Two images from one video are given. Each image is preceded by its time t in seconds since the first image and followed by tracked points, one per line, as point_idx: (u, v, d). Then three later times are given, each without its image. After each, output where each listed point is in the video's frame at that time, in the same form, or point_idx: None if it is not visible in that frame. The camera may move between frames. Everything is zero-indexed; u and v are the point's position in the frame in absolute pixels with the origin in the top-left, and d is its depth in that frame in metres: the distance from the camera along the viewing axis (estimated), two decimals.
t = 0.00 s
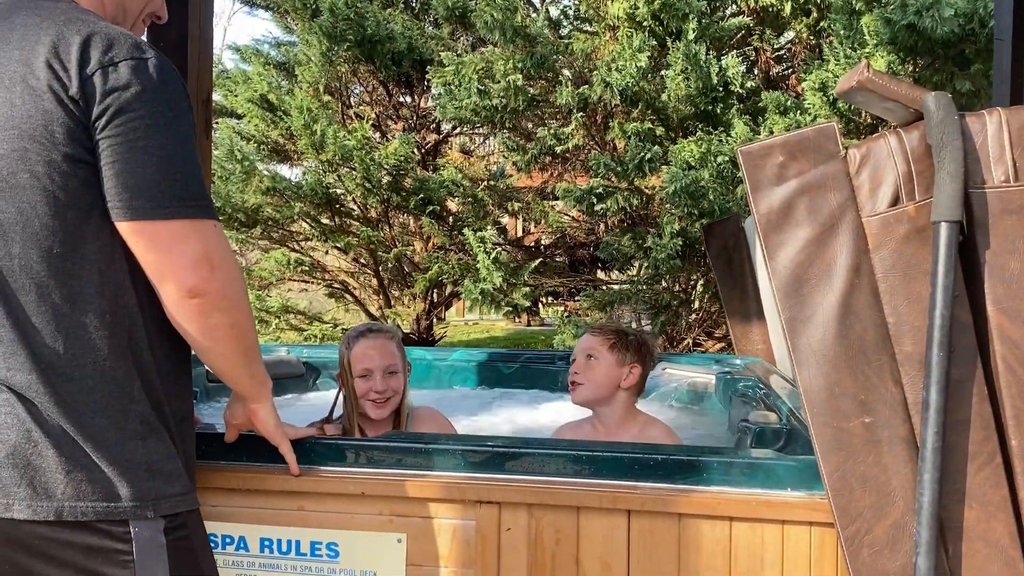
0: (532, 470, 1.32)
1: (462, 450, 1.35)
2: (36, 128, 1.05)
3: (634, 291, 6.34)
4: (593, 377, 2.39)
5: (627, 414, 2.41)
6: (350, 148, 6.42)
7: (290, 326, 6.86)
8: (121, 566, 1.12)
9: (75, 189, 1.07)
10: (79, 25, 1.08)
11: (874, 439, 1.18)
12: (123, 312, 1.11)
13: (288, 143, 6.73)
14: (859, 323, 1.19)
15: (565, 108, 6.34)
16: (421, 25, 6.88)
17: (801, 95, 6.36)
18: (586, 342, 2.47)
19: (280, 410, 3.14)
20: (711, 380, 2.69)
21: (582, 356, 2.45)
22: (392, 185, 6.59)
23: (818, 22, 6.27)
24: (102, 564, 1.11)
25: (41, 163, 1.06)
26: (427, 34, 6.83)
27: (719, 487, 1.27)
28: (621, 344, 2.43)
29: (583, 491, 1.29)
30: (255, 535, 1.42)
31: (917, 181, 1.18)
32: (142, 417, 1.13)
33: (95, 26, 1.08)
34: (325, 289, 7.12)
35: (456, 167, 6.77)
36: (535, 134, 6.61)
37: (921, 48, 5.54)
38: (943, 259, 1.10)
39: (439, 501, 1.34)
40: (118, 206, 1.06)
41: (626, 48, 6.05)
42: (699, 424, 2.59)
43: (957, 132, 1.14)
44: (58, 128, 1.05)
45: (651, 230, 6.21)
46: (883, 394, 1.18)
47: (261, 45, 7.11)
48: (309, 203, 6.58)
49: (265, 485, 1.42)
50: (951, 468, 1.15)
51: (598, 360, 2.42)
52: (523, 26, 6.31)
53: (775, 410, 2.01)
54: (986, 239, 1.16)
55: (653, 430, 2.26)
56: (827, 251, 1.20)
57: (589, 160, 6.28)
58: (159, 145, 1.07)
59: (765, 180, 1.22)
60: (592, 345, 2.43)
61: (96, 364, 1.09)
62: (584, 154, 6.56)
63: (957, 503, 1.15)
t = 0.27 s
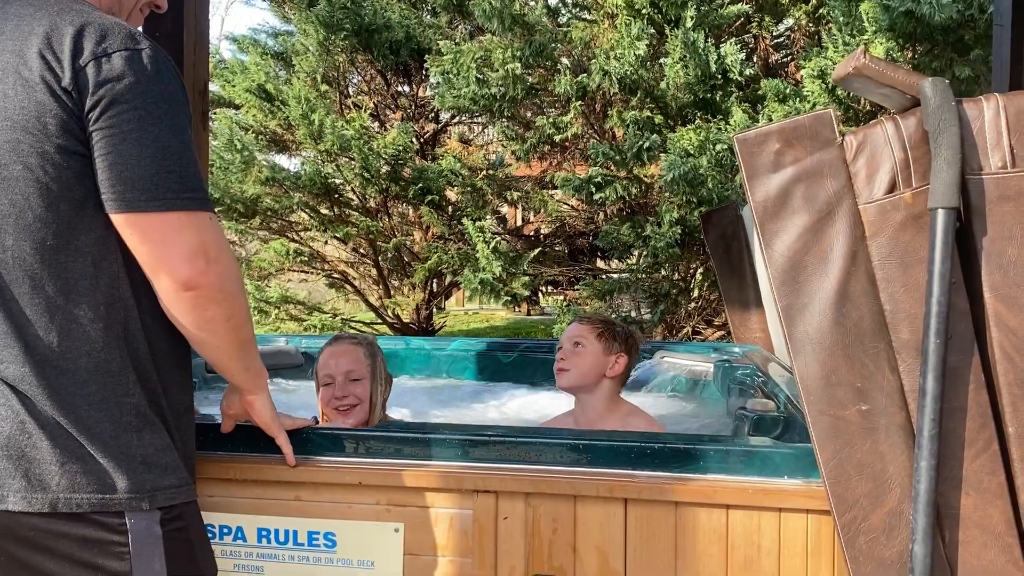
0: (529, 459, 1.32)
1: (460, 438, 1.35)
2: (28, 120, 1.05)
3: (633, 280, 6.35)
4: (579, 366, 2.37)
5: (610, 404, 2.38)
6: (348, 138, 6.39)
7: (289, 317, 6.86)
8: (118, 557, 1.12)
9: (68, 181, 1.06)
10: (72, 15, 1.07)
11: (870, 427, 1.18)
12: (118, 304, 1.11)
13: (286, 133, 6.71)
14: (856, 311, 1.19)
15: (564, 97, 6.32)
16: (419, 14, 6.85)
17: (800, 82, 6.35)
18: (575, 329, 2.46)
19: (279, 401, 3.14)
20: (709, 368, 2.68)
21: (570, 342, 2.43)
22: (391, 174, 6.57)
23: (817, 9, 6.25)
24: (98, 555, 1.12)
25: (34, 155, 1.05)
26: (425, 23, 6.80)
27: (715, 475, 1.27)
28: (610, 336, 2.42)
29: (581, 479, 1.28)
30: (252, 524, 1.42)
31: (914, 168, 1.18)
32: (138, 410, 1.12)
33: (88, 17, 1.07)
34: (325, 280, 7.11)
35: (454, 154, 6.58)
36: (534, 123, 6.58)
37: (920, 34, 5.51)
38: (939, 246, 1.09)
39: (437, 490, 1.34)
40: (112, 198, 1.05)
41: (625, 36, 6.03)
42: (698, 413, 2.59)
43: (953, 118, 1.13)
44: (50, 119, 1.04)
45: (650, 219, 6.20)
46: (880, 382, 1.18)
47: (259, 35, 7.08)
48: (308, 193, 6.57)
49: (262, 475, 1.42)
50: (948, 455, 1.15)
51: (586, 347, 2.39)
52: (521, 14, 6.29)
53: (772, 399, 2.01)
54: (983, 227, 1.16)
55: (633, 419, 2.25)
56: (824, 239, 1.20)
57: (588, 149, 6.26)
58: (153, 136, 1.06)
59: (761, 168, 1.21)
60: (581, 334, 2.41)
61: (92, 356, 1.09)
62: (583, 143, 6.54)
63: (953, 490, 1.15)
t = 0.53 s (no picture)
0: (535, 444, 1.31)
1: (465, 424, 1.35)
2: (23, 106, 1.03)
3: (634, 267, 6.34)
4: (588, 351, 2.34)
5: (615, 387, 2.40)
6: (346, 126, 6.36)
7: (290, 306, 6.85)
8: (120, 543, 1.11)
9: (66, 167, 1.05)
10: None
11: (880, 410, 1.17)
12: (118, 292, 1.10)
13: (285, 121, 6.68)
14: (865, 294, 1.18)
15: (564, 84, 6.29)
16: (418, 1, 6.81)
17: (801, 68, 6.32)
18: (578, 313, 2.42)
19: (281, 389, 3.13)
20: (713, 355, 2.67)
21: (575, 327, 2.40)
22: (390, 162, 6.54)
23: None
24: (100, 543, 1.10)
25: (30, 141, 1.04)
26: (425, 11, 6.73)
27: (723, 459, 1.26)
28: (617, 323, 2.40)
29: (588, 464, 1.28)
30: (258, 511, 1.41)
31: (925, 150, 1.16)
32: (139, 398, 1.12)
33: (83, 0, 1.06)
34: (326, 270, 7.09)
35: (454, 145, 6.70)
36: (534, 110, 6.55)
37: (922, 18, 5.48)
38: (952, 227, 1.08)
39: (443, 475, 1.33)
40: (112, 184, 1.04)
41: (625, 22, 6.00)
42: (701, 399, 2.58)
43: (965, 99, 1.12)
44: (45, 104, 1.03)
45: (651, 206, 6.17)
46: (890, 365, 1.17)
47: (256, 23, 7.04)
48: (307, 181, 6.55)
49: (267, 461, 1.41)
50: (959, 438, 1.14)
51: (593, 334, 2.36)
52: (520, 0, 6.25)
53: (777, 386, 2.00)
54: (995, 208, 1.15)
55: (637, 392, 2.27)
56: (832, 222, 1.19)
57: (588, 136, 6.23)
58: (150, 122, 1.05)
59: (770, 150, 1.20)
60: (589, 319, 2.38)
61: (91, 344, 1.08)
62: (583, 130, 6.51)
63: (964, 473, 1.14)
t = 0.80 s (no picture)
0: (545, 435, 1.30)
1: (472, 414, 1.33)
2: (13, 94, 1.01)
3: (634, 254, 6.32)
4: (608, 343, 2.28)
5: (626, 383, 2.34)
6: (346, 113, 6.34)
7: (289, 294, 6.82)
8: (125, 536, 1.09)
9: (59, 157, 1.03)
10: None
11: (897, 400, 1.15)
12: (118, 282, 1.08)
13: (283, 108, 6.64)
14: (882, 282, 1.16)
15: (564, 69, 6.26)
16: None
17: (802, 54, 6.28)
18: (596, 307, 2.36)
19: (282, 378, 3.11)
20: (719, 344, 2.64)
21: (591, 321, 2.33)
22: (389, 149, 6.51)
23: None
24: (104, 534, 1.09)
25: (19, 130, 1.02)
26: None
27: (736, 450, 1.25)
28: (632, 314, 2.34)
29: (599, 455, 1.26)
30: (265, 503, 1.40)
31: (944, 135, 1.14)
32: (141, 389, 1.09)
33: None
34: (325, 257, 7.07)
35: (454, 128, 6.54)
36: (533, 97, 6.51)
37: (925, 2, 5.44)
38: (972, 213, 1.06)
39: (451, 467, 1.31)
40: (103, 174, 1.01)
41: (625, 8, 5.97)
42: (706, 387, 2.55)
43: (986, 82, 1.09)
44: (35, 91, 1.01)
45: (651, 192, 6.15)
46: (907, 354, 1.15)
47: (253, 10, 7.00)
48: (305, 168, 6.52)
49: (272, 453, 1.39)
50: (977, 427, 1.12)
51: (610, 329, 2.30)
52: None
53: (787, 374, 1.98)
54: (1015, 193, 1.13)
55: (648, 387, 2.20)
56: (848, 208, 1.17)
57: (588, 122, 6.21)
58: (142, 109, 1.02)
59: (785, 135, 1.18)
60: (605, 312, 2.32)
61: (88, 336, 1.06)
62: (583, 116, 6.48)
63: (983, 464, 1.12)
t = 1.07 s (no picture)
0: (556, 417, 1.22)
1: (480, 396, 1.26)
2: None
3: (632, 242, 6.24)
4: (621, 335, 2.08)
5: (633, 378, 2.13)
6: (341, 99, 6.22)
7: (284, 283, 6.74)
8: (128, 512, 1.00)
9: (34, 112, 0.95)
10: None
11: (933, 378, 1.08)
12: (102, 248, 1.00)
13: (277, 95, 6.54)
14: (916, 252, 1.08)
15: (563, 54, 6.16)
16: None
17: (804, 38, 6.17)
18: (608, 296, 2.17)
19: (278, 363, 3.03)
20: (728, 326, 2.56)
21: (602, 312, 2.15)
22: (385, 136, 6.42)
23: None
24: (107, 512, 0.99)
25: None
26: None
27: (758, 433, 1.18)
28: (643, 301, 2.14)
29: (616, 438, 1.18)
30: (260, 490, 1.32)
31: (985, 95, 1.07)
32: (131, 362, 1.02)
33: None
34: (320, 246, 6.99)
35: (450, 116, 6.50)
36: (532, 83, 6.42)
37: None
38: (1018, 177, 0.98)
39: (458, 452, 1.24)
40: (85, 131, 0.93)
41: None
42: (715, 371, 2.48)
43: None
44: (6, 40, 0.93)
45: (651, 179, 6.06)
46: (944, 328, 1.08)
47: None
48: (301, 155, 6.43)
49: (268, 437, 1.32)
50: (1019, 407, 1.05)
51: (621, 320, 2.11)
52: None
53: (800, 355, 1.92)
54: None
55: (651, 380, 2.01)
56: (881, 173, 1.09)
57: (587, 108, 6.12)
58: (125, 61, 0.93)
59: (816, 94, 1.10)
60: (616, 302, 2.13)
61: (73, 304, 0.98)
62: (582, 103, 6.41)
63: None
